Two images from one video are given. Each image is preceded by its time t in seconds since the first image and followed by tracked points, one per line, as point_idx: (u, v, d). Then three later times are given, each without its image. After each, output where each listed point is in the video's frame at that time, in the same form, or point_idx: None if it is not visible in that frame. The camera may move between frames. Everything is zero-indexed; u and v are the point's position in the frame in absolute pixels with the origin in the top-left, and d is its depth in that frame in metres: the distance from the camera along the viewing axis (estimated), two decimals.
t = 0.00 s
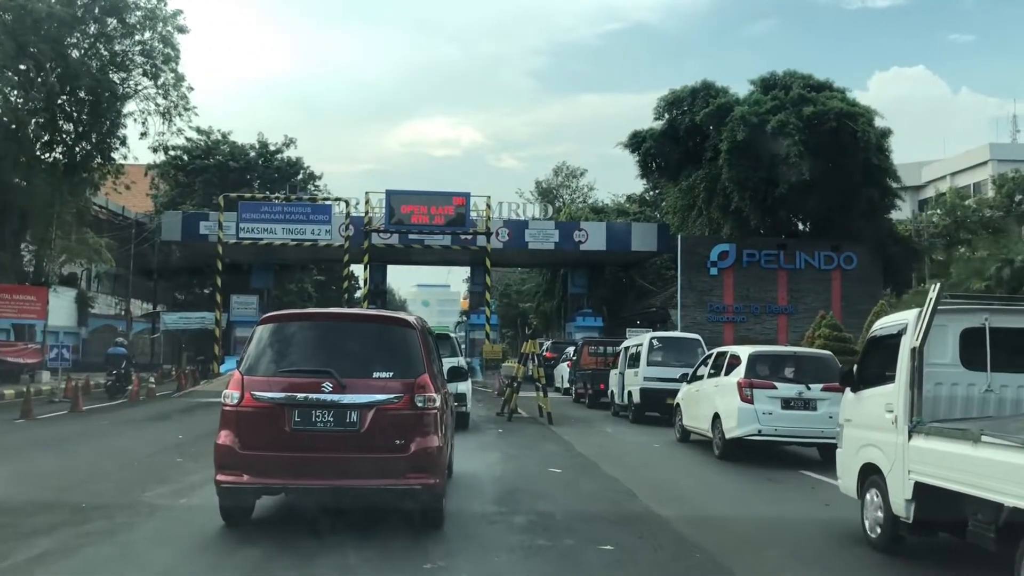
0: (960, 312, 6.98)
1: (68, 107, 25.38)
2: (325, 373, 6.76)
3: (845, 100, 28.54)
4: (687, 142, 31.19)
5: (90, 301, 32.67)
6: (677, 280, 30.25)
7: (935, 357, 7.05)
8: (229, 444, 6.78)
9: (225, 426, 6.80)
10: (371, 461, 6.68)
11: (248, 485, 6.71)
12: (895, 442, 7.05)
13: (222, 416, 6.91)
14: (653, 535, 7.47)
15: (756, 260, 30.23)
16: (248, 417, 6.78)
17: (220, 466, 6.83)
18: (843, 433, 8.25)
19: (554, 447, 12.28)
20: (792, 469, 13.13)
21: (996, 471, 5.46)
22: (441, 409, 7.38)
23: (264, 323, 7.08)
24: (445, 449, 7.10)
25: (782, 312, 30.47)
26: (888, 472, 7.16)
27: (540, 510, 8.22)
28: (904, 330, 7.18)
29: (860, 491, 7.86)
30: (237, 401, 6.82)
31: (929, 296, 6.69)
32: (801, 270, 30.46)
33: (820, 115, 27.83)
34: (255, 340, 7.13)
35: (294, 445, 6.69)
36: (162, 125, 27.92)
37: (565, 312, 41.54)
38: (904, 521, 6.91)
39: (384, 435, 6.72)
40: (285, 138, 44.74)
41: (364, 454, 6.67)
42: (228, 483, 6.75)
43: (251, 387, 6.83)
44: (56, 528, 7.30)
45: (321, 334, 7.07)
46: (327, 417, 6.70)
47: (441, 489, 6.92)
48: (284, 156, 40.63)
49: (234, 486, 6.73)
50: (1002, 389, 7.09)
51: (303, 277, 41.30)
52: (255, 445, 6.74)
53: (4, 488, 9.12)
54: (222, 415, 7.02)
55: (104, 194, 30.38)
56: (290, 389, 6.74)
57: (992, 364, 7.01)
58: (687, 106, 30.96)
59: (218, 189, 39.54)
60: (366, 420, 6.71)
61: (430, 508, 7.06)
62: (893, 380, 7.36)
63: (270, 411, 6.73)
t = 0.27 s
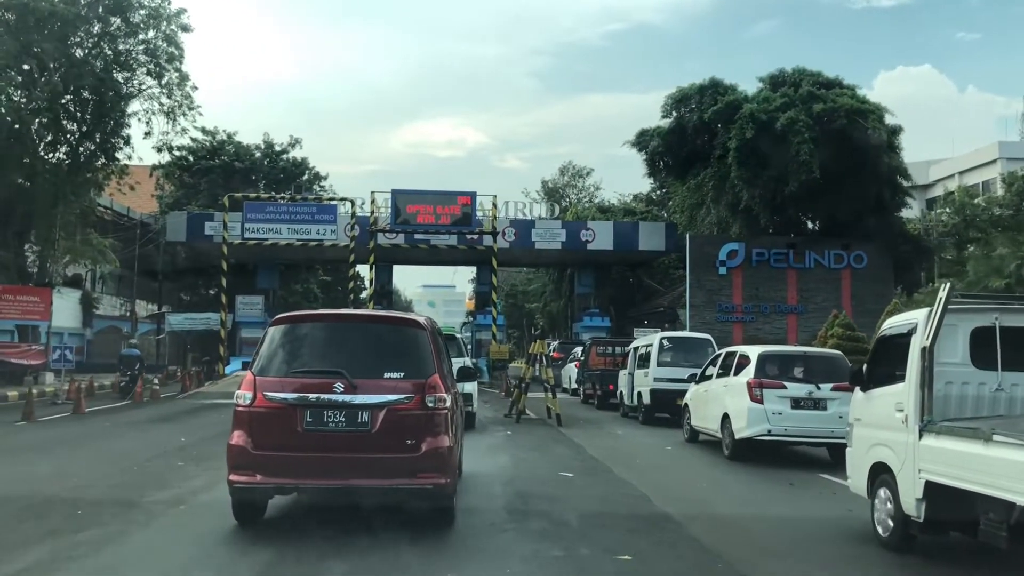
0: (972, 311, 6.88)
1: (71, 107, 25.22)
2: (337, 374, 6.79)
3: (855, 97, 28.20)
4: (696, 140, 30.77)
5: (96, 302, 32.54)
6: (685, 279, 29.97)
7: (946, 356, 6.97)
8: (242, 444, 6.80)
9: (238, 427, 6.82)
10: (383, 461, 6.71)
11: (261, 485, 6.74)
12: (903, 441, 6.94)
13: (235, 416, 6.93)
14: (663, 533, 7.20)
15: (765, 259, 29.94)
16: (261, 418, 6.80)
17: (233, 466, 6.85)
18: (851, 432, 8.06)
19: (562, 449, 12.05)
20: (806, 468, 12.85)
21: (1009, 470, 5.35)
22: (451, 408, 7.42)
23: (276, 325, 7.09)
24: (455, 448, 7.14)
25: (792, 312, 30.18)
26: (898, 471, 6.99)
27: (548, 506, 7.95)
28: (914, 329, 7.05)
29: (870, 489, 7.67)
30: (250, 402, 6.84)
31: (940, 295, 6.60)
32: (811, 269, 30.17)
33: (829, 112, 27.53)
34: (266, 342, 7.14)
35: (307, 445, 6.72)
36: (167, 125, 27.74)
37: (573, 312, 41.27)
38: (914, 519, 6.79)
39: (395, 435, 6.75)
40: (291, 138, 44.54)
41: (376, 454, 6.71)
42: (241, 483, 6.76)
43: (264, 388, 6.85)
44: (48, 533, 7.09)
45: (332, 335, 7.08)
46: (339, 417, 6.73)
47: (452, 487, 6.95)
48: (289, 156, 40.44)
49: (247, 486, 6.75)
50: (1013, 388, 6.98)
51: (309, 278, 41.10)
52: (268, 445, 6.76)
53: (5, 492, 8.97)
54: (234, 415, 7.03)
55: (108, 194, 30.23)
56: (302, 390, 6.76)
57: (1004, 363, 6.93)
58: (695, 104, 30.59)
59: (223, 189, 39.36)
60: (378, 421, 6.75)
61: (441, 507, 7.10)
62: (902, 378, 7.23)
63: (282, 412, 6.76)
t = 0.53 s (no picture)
0: (982, 304, 6.71)
1: (73, 103, 24.95)
2: (348, 370, 6.52)
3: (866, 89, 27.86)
4: (705, 135, 30.46)
5: (100, 301, 32.32)
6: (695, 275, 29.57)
7: (958, 351, 6.77)
8: (253, 440, 6.56)
9: (249, 424, 6.58)
10: (392, 459, 6.44)
11: (272, 482, 6.50)
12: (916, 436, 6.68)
13: (246, 413, 6.69)
14: (682, 535, 6.81)
15: (776, 255, 29.62)
16: (272, 415, 6.55)
17: (245, 461, 6.61)
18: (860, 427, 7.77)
19: (573, 448, 11.68)
20: (824, 465, 12.47)
21: None
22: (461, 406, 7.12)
23: (288, 322, 6.82)
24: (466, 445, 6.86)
25: (803, 308, 29.78)
26: (909, 466, 6.73)
27: (561, 508, 7.58)
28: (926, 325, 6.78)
29: (881, 485, 7.38)
30: (261, 399, 6.60)
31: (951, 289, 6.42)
32: (822, 264, 29.80)
33: (841, 105, 27.16)
34: (277, 340, 6.87)
35: (317, 442, 6.48)
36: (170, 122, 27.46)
37: (581, 309, 40.91)
38: (926, 515, 6.54)
39: (407, 432, 6.48)
40: (296, 136, 44.29)
41: (387, 452, 6.44)
42: (253, 480, 6.53)
43: (275, 386, 6.60)
44: (33, 533, 6.72)
45: (343, 333, 6.80)
46: (350, 414, 6.47)
47: (462, 486, 6.67)
48: (294, 153, 40.18)
49: (259, 483, 6.52)
50: None
51: (315, 276, 40.82)
52: (280, 441, 6.51)
53: None
54: (246, 412, 6.79)
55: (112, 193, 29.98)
56: (313, 387, 6.51)
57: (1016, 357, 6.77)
58: (704, 97, 30.27)
59: (228, 188, 39.10)
60: (388, 418, 6.48)
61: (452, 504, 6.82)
62: (910, 374, 6.99)
63: (293, 409, 6.51)
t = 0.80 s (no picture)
0: (992, 298, 6.63)
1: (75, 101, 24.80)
2: (357, 366, 6.39)
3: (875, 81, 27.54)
4: (712, 127, 30.18)
5: (105, 300, 32.20)
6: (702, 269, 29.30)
7: (965, 343, 6.72)
8: (262, 437, 6.42)
9: (257, 421, 6.43)
10: (401, 455, 6.31)
11: (281, 479, 6.36)
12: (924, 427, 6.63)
13: (254, 410, 6.53)
14: (697, 536, 6.56)
15: (784, 248, 29.31)
16: (281, 412, 6.40)
17: (254, 459, 6.46)
18: (868, 419, 7.72)
19: (582, 446, 11.40)
20: (838, 460, 12.18)
21: None
22: (469, 402, 7.01)
23: (296, 318, 6.65)
24: (474, 441, 6.74)
25: (812, 301, 29.48)
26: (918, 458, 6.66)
27: (571, 511, 7.28)
28: (933, 317, 6.71)
29: (891, 479, 7.28)
30: (270, 396, 6.45)
31: (958, 282, 6.38)
32: (831, 257, 29.47)
33: (850, 96, 26.83)
34: (284, 337, 6.72)
35: (326, 439, 6.33)
36: (172, 119, 27.28)
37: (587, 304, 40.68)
38: (933, 506, 6.49)
39: (417, 428, 6.36)
40: (301, 133, 44.09)
41: (397, 448, 6.31)
42: (262, 477, 6.39)
43: (284, 382, 6.45)
44: (23, 534, 6.50)
45: (352, 329, 6.66)
46: (358, 410, 6.33)
47: (471, 482, 6.56)
48: (299, 150, 39.99)
49: (268, 480, 6.38)
50: None
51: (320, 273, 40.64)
52: (289, 438, 6.36)
53: None
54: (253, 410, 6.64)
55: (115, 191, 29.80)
56: (322, 384, 6.37)
57: None
58: (711, 90, 29.93)
59: (233, 185, 38.95)
60: (398, 413, 6.35)
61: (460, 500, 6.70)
62: (917, 367, 6.93)
63: (302, 406, 6.36)
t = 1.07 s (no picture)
0: (1002, 292, 6.67)
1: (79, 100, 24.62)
2: (369, 365, 6.51)
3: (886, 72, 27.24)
4: (721, 121, 29.95)
5: (112, 300, 32.08)
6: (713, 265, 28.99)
7: (976, 339, 6.73)
8: (276, 436, 6.55)
9: (271, 420, 6.57)
10: (413, 453, 6.42)
11: (296, 477, 6.48)
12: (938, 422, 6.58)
13: (268, 410, 6.67)
14: (712, 537, 6.43)
15: (795, 243, 28.96)
16: (294, 411, 6.53)
17: (268, 458, 6.59)
18: (882, 415, 7.67)
19: (594, 446, 11.17)
20: (856, 458, 11.92)
21: None
22: (480, 401, 7.10)
23: (309, 319, 6.80)
24: (485, 439, 6.84)
25: (824, 296, 29.16)
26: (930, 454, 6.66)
27: (585, 517, 7.05)
28: (942, 314, 6.71)
29: (903, 474, 7.28)
30: (283, 396, 6.58)
31: (970, 278, 6.37)
32: (843, 252, 29.14)
33: (861, 88, 26.55)
34: (297, 338, 6.86)
35: (339, 437, 6.45)
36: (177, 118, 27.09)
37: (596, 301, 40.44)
38: (949, 503, 6.43)
39: (428, 426, 6.46)
40: (306, 131, 43.92)
41: (409, 446, 6.41)
42: (276, 475, 6.51)
43: (297, 382, 6.59)
44: (26, 539, 6.38)
45: (364, 329, 6.79)
46: (370, 409, 6.45)
47: (482, 479, 6.65)
48: (305, 149, 39.83)
49: (282, 479, 6.49)
50: None
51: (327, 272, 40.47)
52: (302, 436, 6.50)
53: None
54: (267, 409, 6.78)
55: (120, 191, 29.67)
56: (335, 383, 6.50)
57: None
58: (719, 84, 29.68)
59: (240, 184, 38.81)
60: (409, 412, 6.45)
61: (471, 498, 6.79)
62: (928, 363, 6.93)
63: (316, 405, 6.49)
